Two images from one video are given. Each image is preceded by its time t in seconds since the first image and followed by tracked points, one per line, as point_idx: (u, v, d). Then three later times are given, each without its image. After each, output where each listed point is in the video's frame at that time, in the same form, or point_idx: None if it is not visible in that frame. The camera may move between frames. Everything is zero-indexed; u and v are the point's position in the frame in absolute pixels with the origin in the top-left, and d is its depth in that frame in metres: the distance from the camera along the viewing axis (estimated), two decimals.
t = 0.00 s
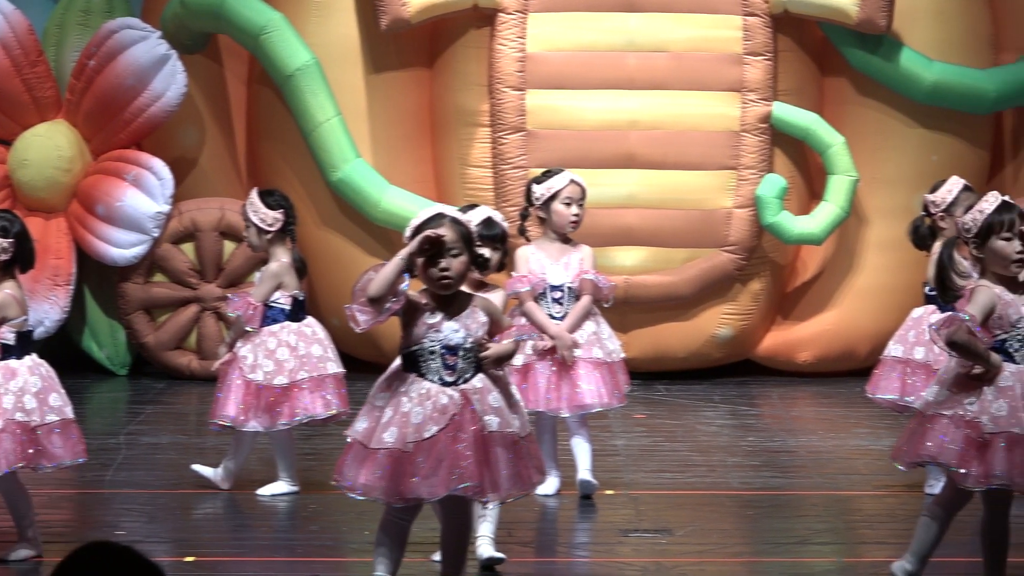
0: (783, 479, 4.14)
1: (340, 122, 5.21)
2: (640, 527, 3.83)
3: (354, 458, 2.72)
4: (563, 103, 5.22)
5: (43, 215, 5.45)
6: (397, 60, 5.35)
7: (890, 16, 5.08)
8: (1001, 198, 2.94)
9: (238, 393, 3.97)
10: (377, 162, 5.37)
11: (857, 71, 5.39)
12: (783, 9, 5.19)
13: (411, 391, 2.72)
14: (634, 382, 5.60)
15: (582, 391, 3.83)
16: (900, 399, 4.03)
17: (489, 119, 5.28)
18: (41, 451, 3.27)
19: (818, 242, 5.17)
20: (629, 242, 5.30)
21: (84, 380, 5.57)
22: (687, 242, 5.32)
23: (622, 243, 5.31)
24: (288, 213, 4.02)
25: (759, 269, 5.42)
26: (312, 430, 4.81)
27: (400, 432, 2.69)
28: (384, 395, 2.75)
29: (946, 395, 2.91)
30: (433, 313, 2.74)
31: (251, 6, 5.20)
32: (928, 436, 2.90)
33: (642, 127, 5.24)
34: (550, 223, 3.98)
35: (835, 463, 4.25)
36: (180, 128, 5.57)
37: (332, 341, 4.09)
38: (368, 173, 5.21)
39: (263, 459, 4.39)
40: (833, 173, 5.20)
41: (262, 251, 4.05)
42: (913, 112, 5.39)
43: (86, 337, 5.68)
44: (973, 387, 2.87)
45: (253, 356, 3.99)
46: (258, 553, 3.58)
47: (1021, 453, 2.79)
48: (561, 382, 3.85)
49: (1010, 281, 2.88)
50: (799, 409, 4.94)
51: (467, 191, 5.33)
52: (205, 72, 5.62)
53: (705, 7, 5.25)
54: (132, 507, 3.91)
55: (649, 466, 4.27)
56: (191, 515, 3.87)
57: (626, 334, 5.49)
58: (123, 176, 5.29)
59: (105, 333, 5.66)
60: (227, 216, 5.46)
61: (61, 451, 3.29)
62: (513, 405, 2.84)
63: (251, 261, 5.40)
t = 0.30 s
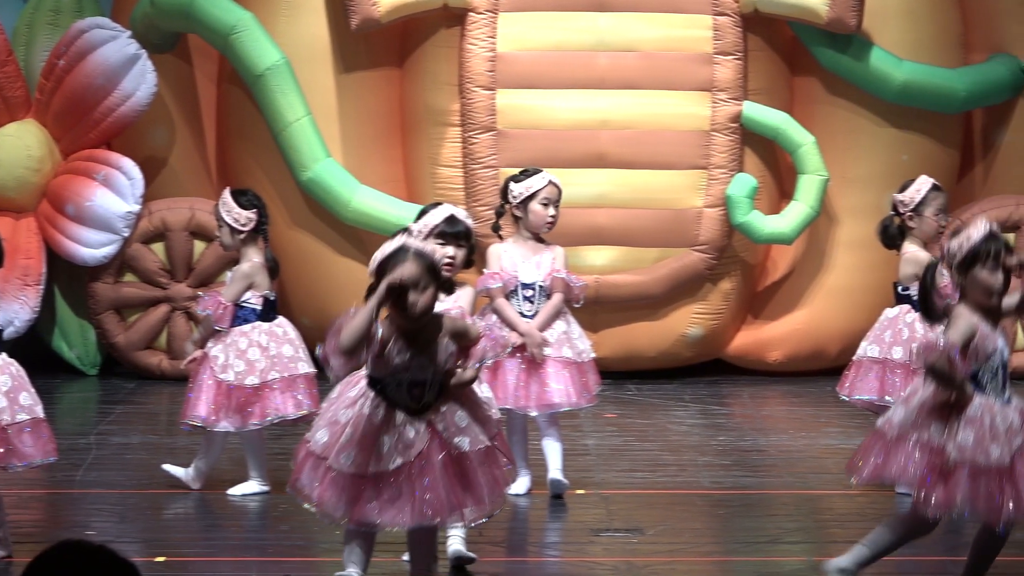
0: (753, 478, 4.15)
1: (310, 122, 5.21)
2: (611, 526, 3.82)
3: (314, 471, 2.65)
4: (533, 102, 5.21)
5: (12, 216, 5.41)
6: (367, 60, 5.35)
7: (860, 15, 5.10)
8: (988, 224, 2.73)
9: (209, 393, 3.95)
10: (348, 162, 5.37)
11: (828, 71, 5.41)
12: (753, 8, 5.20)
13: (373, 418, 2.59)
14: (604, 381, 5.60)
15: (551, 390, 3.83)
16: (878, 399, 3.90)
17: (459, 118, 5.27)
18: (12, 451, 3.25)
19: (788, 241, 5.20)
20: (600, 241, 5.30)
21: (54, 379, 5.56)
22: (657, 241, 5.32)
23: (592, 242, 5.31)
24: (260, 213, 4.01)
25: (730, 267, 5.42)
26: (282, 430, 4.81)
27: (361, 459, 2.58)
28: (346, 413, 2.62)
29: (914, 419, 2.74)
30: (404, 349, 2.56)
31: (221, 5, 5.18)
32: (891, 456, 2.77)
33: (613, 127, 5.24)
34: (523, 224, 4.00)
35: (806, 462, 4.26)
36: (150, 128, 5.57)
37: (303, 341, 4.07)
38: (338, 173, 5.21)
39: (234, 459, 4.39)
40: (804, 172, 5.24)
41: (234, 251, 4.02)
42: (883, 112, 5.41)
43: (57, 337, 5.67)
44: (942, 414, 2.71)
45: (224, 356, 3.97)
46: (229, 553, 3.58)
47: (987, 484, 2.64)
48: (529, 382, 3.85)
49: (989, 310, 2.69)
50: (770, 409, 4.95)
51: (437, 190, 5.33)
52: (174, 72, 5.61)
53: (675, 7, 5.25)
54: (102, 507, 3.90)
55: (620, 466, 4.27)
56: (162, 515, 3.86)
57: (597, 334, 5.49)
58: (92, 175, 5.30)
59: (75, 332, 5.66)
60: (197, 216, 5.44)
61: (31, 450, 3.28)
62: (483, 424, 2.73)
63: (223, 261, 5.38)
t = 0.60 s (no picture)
0: (725, 477, 4.15)
1: (281, 122, 5.21)
2: (583, 525, 3.80)
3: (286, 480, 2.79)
4: (504, 101, 5.21)
5: None
6: (338, 59, 5.35)
7: (831, 15, 5.12)
8: (978, 244, 2.73)
9: (179, 393, 3.93)
10: (319, 162, 5.37)
11: (799, 71, 5.42)
12: (724, 8, 5.21)
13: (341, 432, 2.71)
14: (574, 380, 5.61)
15: (519, 390, 3.83)
16: (848, 397, 3.91)
17: (430, 118, 5.28)
18: None
19: (759, 240, 5.21)
20: (572, 241, 5.31)
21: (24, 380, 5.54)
22: (629, 240, 5.33)
23: (564, 242, 5.32)
24: (232, 212, 3.96)
25: (701, 266, 5.44)
26: (253, 430, 4.81)
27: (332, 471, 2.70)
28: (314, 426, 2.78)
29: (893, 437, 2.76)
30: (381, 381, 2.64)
31: (191, 5, 5.18)
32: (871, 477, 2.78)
33: (584, 126, 5.25)
34: (494, 223, 3.99)
35: (777, 461, 4.27)
36: (120, 128, 5.56)
37: (274, 340, 4.07)
38: (309, 172, 5.21)
39: (205, 459, 4.40)
40: (775, 172, 5.25)
41: (204, 250, 4.00)
42: (853, 112, 5.44)
43: (27, 337, 5.65)
44: (922, 435, 2.72)
45: (195, 356, 3.96)
46: (200, 553, 3.56)
47: (964, 504, 2.66)
48: (498, 379, 3.85)
49: (968, 329, 2.73)
50: (741, 409, 4.98)
51: (409, 189, 5.33)
52: (145, 71, 5.60)
53: (646, 7, 5.26)
54: (73, 507, 3.89)
55: (592, 465, 4.27)
56: (133, 515, 3.85)
57: (569, 333, 5.51)
58: (62, 175, 5.28)
59: (46, 333, 5.65)
60: (168, 216, 5.43)
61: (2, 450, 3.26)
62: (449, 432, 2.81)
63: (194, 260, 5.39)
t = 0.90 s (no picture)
0: (697, 477, 4.15)
1: (253, 121, 5.21)
2: (556, 524, 3.79)
3: (258, 465, 2.58)
4: (476, 101, 5.21)
5: None
6: (310, 59, 5.35)
7: (802, 15, 5.14)
8: (960, 202, 2.80)
9: (150, 393, 3.94)
10: (291, 161, 5.36)
11: (771, 70, 5.43)
12: (695, 7, 5.22)
13: (321, 413, 2.52)
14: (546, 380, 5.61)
15: (490, 388, 3.84)
16: (815, 398, 3.92)
17: (402, 118, 5.28)
18: None
19: (731, 240, 5.23)
20: (544, 240, 5.31)
21: None
22: (601, 240, 5.33)
23: (536, 242, 5.32)
24: (203, 213, 3.98)
25: (674, 266, 5.44)
26: (225, 430, 4.82)
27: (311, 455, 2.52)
28: (293, 407, 2.57)
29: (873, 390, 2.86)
30: (353, 344, 2.51)
31: (162, 4, 5.19)
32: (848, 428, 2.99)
33: (556, 126, 5.25)
34: (466, 223, 3.99)
35: (750, 461, 4.28)
36: (91, 127, 5.55)
37: (245, 340, 4.08)
38: (281, 172, 5.21)
39: (177, 459, 4.41)
40: (746, 172, 5.26)
41: (176, 251, 4.00)
42: (824, 112, 5.45)
43: None
44: (898, 389, 2.80)
45: (166, 356, 3.97)
46: (173, 553, 3.55)
47: (942, 460, 2.72)
48: (468, 379, 3.86)
49: (952, 288, 2.78)
50: (713, 408, 5.01)
51: (380, 189, 5.33)
52: (117, 70, 5.60)
53: (617, 7, 5.27)
54: (45, 508, 3.88)
55: (565, 464, 4.27)
56: (105, 516, 3.84)
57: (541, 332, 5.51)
58: (33, 175, 5.28)
59: (18, 333, 5.64)
60: (140, 216, 5.43)
61: None
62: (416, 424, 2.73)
63: (166, 260, 5.38)
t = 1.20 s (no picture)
0: (669, 477, 4.16)
1: (224, 121, 5.21)
2: (528, 524, 3.78)
3: (235, 454, 2.56)
4: (447, 100, 5.21)
5: None
6: (281, 59, 5.36)
7: (773, 14, 5.17)
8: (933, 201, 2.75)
9: (123, 393, 3.93)
10: (262, 161, 5.37)
11: (742, 70, 5.45)
12: (667, 7, 5.23)
13: (296, 391, 2.55)
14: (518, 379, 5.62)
15: (460, 389, 3.85)
16: (784, 397, 3.99)
17: (374, 117, 5.28)
18: None
19: (702, 239, 5.25)
20: (514, 240, 5.31)
21: None
22: (573, 240, 5.33)
23: (507, 242, 5.32)
24: (175, 213, 3.97)
25: (646, 266, 5.45)
26: (197, 430, 4.82)
27: (288, 431, 2.53)
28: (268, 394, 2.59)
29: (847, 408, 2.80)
30: (320, 313, 2.58)
31: (133, 4, 5.19)
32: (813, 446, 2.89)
33: (527, 126, 5.25)
34: (440, 223, 3.97)
35: (721, 460, 4.29)
36: (63, 127, 5.55)
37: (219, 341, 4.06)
38: (253, 172, 5.22)
39: (148, 459, 4.41)
40: (717, 172, 5.29)
41: (147, 250, 3.98)
42: (796, 112, 5.47)
43: None
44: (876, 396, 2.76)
45: (139, 356, 3.95)
46: (144, 553, 3.54)
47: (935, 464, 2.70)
48: (439, 378, 3.87)
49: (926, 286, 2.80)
50: (685, 408, 5.03)
51: (352, 189, 5.34)
52: (88, 70, 5.60)
53: (589, 7, 5.27)
54: (15, 509, 3.87)
55: (537, 464, 4.28)
56: (76, 516, 3.83)
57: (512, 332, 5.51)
58: (5, 175, 5.31)
59: None
60: (111, 216, 5.43)
61: None
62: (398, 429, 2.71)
63: (137, 260, 5.38)
